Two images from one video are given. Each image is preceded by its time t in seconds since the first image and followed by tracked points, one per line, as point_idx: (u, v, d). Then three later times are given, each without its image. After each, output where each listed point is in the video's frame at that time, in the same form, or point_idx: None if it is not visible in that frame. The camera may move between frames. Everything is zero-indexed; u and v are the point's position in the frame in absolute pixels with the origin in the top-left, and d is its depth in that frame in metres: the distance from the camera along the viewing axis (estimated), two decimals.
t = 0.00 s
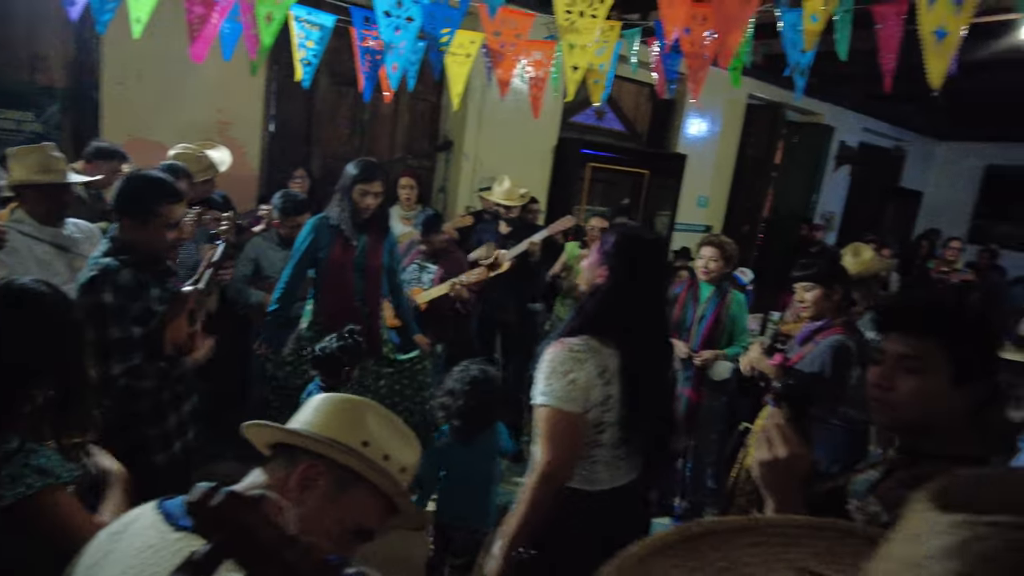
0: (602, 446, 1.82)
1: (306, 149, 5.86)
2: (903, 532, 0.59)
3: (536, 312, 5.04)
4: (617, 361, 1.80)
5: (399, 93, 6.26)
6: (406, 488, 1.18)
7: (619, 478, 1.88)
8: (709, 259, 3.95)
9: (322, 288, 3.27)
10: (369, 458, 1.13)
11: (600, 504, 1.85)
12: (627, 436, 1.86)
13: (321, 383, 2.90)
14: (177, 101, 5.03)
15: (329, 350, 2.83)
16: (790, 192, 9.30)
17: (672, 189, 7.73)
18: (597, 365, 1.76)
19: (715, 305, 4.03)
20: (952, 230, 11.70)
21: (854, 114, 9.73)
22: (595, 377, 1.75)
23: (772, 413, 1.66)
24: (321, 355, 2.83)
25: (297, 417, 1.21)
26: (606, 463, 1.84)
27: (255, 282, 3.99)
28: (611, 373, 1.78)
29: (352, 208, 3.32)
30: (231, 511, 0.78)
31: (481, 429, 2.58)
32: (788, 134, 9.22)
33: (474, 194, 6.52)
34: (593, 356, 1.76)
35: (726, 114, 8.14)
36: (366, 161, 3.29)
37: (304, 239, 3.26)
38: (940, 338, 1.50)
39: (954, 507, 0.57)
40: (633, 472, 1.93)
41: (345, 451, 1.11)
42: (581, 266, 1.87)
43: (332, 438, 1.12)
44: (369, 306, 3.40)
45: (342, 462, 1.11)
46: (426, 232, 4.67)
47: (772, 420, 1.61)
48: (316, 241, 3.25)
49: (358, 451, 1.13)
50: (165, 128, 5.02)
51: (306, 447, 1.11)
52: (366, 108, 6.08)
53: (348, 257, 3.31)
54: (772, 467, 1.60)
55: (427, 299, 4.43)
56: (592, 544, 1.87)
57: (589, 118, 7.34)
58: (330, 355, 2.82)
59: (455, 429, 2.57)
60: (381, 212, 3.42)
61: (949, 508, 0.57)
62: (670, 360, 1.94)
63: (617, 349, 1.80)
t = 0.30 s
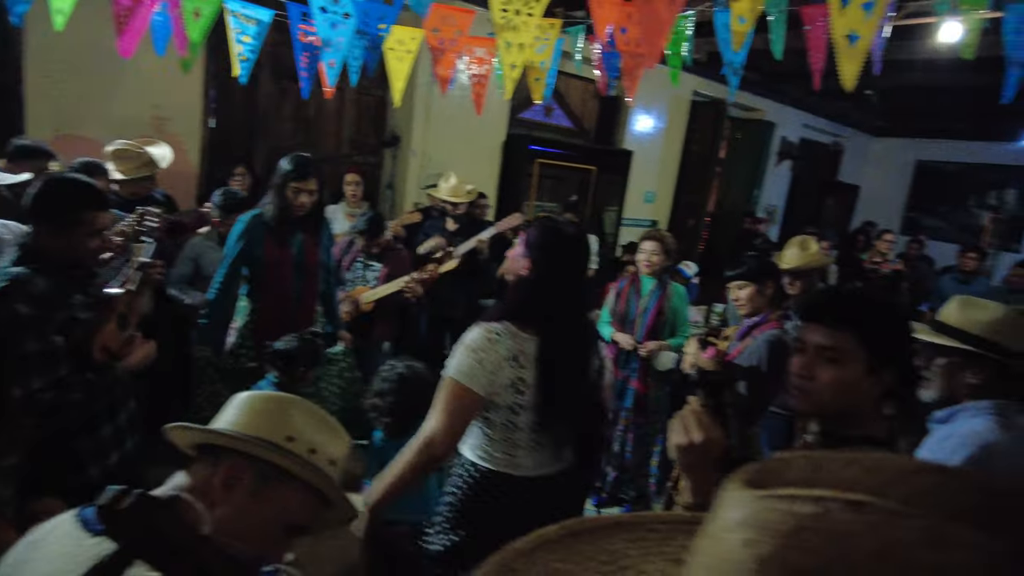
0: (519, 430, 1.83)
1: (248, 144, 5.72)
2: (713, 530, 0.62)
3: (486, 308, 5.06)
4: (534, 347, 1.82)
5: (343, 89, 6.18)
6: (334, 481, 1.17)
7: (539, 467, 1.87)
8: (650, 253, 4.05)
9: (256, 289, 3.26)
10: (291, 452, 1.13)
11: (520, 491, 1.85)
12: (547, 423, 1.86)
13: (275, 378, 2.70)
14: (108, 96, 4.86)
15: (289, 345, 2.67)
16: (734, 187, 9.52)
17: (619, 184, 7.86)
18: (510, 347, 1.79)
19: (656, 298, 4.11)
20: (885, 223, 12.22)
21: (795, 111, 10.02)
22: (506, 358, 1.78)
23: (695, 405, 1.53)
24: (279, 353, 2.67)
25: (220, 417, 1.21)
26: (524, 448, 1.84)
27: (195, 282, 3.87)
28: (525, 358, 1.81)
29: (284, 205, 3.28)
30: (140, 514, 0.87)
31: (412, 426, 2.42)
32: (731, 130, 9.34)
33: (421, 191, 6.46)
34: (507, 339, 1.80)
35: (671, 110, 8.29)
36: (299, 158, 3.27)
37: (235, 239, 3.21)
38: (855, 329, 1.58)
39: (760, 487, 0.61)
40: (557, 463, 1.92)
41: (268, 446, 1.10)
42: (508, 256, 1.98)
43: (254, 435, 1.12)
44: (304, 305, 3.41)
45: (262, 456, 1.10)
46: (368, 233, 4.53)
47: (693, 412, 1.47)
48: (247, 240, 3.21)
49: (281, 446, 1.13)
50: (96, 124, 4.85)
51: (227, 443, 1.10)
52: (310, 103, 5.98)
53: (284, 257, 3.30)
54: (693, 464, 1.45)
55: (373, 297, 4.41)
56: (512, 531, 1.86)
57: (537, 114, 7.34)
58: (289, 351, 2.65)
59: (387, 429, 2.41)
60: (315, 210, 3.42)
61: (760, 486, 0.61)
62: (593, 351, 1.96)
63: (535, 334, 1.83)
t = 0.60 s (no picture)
0: (461, 437, 1.85)
1: (175, 139, 5.52)
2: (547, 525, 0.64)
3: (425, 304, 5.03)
4: (474, 356, 1.86)
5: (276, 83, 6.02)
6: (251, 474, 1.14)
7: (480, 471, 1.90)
8: (584, 248, 4.13)
9: (187, 290, 3.15)
10: (202, 450, 1.11)
11: (462, 497, 1.87)
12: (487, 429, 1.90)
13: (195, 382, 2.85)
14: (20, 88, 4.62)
15: (197, 346, 2.79)
16: (672, 181, 9.73)
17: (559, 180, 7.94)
18: (452, 357, 1.82)
19: (591, 292, 4.17)
20: (813, 216, 12.75)
21: (728, 108, 10.31)
22: (449, 368, 1.80)
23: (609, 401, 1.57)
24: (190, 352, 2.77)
25: (128, 420, 1.18)
26: (467, 455, 1.86)
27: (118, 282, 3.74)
28: (467, 367, 1.84)
29: (217, 211, 3.16)
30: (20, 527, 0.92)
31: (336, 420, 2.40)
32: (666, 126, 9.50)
33: (359, 187, 6.36)
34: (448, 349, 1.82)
35: (609, 106, 8.40)
36: (229, 161, 3.11)
37: (161, 242, 3.10)
38: (764, 320, 1.65)
39: (593, 467, 0.63)
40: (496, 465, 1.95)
41: (176, 445, 1.09)
42: (440, 264, 2.00)
43: (159, 435, 1.10)
44: (236, 308, 3.31)
45: (169, 456, 1.09)
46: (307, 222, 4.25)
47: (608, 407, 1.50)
48: (174, 241, 3.10)
49: (191, 446, 1.11)
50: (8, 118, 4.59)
51: (134, 447, 1.09)
52: (241, 97, 5.81)
53: (213, 258, 3.19)
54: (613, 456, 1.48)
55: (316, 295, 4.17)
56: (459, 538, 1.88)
57: (477, 109, 7.30)
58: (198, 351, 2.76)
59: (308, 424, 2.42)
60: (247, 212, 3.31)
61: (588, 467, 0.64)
62: (528, 356, 2.01)
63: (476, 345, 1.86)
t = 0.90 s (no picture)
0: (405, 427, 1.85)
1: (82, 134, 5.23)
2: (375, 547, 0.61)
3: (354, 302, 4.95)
4: (409, 346, 1.84)
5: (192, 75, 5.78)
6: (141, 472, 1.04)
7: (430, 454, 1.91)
8: (515, 244, 4.11)
9: (98, 299, 3.01)
10: (76, 452, 0.97)
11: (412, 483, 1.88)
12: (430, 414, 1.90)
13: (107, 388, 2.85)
14: None
15: (111, 352, 2.80)
16: (602, 178, 9.89)
17: (490, 177, 7.97)
18: (386, 350, 1.79)
19: (521, 288, 4.17)
20: (737, 210, 13.23)
21: (655, 106, 10.55)
22: (384, 360, 1.78)
23: (512, 394, 1.63)
24: (104, 358, 2.80)
25: None
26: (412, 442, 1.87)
27: (20, 285, 3.53)
28: (402, 357, 1.82)
29: (128, 212, 3.02)
30: None
31: (256, 418, 2.39)
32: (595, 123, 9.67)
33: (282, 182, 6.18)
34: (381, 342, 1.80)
35: (538, 103, 8.45)
36: (139, 159, 2.96)
37: (66, 253, 2.93)
38: (666, 313, 1.73)
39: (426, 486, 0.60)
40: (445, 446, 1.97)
41: (34, 451, 0.94)
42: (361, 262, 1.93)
43: (19, 442, 0.95)
44: (151, 311, 3.17)
45: (35, 463, 0.94)
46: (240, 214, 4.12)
47: (512, 401, 1.58)
48: (80, 255, 2.93)
49: (59, 446, 0.97)
50: None
51: None
52: (154, 89, 5.55)
53: (122, 261, 3.03)
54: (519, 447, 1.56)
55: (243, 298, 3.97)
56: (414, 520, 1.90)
57: (406, 104, 7.20)
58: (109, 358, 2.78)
59: (223, 424, 2.38)
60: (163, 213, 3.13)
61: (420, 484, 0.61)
62: (462, 338, 2.01)
63: (409, 334, 1.85)
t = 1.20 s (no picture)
0: (329, 417, 1.81)
1: None
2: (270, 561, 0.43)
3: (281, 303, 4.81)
4: (336, 337, 1.81)
5: (103, 68, 5.48)
6: None
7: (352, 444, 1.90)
8: (449, 242, 4.06)
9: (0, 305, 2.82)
10: None
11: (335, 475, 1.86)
12: (352, 405, 1.88)
13: None
14: None
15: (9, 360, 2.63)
16: (534, 174, 9.96)
17: (422, 173, 7.90)
18: (312, 341, 1.74)
19: (455, 286, 4.12)
20: (666, 205, 13.57)
21: (586, 103, 10.68)
22: (309, 351, 1.73)
23: (443, 385, 1.62)
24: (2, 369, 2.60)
25: None
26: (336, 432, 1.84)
27: None
28: (328, 349, 1.78)
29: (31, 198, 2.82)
30: None
31: (178, 424, 2.29)
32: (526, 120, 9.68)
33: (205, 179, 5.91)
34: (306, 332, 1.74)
35: (469, 99, 8.42)
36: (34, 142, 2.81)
37: None
38: (595, 307, 1.78)
39: (341, 478, 0.44)
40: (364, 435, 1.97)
41: None
42: (271, 253, 1.84)
43: None
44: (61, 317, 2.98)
45: None
46: (159, 222, 3.77)
47: (445, 390, 1.57)
48: None
49: None
50: None
51: None
52: (61, 82, 5.23)
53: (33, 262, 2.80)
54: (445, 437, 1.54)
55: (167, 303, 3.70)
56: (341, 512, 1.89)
57: (334, 100, 7.04)
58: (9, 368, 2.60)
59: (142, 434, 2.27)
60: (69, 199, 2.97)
61: (337, 478, 0.44)
62: (382, 329, 2.01)
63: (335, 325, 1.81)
